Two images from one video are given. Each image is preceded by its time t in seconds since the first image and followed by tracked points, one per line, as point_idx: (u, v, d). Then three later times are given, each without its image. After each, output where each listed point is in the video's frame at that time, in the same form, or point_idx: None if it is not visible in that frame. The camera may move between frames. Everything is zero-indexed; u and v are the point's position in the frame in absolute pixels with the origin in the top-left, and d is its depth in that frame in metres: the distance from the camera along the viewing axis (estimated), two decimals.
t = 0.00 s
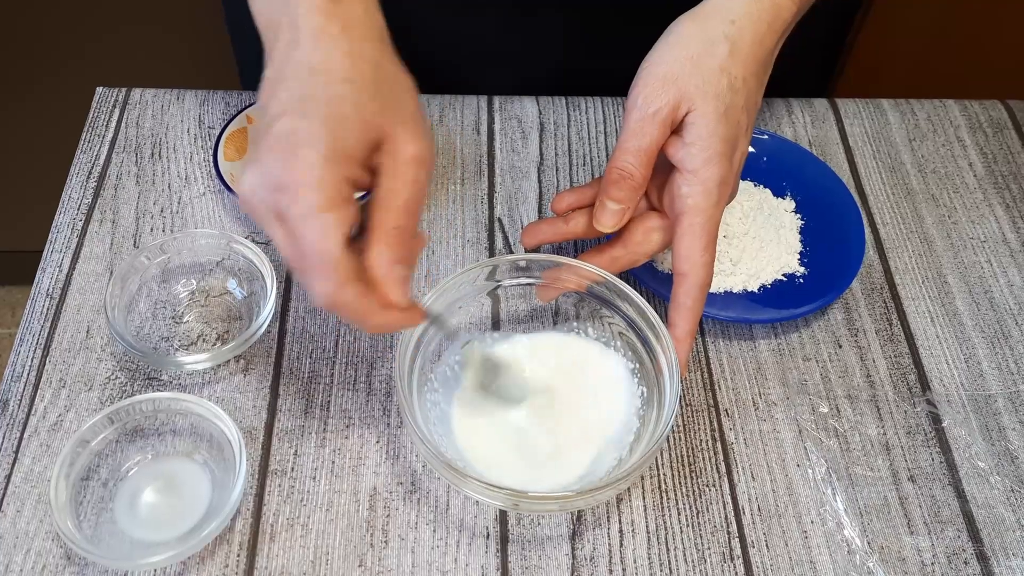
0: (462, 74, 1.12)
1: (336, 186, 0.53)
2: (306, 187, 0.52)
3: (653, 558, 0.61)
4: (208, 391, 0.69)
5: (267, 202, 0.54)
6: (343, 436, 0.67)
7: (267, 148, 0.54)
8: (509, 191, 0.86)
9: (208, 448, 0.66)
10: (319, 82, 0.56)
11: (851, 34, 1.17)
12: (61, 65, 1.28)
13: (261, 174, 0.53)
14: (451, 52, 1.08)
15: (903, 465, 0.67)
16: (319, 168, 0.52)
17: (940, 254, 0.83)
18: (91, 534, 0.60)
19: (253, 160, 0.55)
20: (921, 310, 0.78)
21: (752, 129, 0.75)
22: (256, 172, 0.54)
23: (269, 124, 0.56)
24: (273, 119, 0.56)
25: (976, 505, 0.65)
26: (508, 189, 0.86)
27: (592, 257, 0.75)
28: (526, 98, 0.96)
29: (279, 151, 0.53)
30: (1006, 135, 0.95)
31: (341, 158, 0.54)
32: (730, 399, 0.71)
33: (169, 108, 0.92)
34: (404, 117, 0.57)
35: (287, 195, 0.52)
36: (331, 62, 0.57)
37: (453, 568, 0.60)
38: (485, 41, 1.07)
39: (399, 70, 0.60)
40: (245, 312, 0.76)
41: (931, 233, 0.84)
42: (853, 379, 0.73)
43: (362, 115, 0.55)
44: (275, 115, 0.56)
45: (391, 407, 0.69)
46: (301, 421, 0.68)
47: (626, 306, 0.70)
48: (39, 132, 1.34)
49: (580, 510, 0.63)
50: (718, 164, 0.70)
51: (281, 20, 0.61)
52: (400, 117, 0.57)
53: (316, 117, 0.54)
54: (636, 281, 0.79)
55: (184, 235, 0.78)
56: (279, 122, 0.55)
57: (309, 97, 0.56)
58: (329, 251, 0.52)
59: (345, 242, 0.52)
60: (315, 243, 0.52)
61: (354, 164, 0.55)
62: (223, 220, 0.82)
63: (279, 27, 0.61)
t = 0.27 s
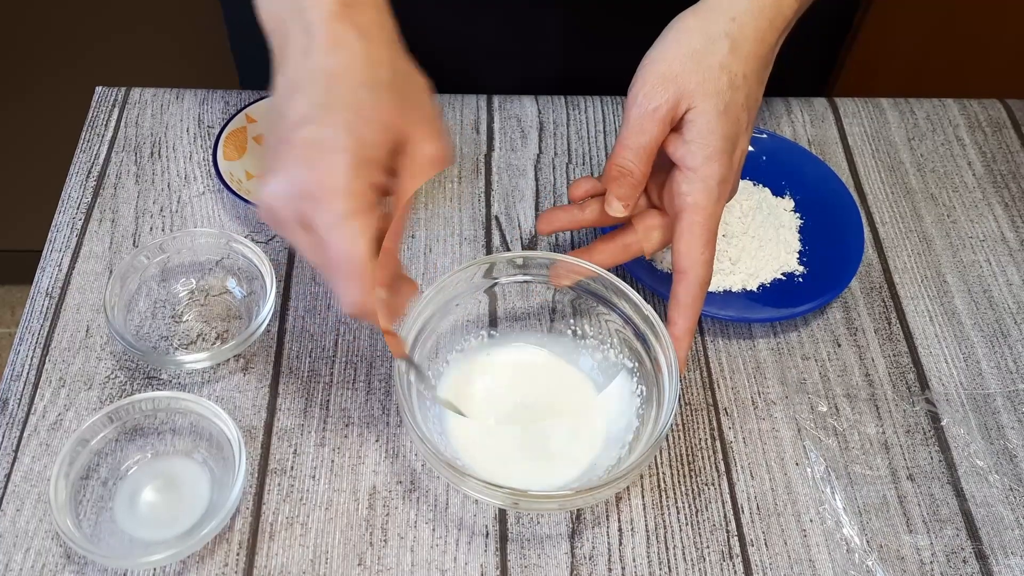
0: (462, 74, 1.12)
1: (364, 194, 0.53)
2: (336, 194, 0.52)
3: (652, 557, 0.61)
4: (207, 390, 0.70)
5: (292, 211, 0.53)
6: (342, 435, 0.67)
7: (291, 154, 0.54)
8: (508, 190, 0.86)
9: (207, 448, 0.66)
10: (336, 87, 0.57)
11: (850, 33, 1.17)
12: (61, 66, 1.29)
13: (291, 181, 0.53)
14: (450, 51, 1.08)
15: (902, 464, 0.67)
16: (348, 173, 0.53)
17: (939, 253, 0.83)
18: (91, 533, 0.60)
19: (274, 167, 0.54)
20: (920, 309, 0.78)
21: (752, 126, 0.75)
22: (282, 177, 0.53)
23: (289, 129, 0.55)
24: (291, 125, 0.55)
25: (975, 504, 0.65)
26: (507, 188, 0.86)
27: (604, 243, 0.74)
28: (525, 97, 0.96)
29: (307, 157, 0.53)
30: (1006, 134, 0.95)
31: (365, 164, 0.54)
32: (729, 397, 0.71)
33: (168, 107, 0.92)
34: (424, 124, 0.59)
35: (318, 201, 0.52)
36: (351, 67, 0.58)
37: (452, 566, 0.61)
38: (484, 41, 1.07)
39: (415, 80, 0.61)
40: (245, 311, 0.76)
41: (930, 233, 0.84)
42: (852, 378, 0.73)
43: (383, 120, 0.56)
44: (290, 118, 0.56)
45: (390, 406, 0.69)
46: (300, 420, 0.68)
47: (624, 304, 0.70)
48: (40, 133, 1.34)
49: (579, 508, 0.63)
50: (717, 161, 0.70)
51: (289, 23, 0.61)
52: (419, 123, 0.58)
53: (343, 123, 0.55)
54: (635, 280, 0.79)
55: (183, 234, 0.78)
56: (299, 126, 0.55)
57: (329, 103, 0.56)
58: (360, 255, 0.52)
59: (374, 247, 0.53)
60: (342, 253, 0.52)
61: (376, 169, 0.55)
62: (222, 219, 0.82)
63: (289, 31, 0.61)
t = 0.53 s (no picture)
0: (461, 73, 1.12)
1: (319, 213, 0.57)
2: (291, 208, 0.56)
3: (650, 553, 0.61)
4: (207, 388, 0.70)
5: (253, 225, 0.57)
6: (342, 434, 0.67)
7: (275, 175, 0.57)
8: (507, 189, 0.86)
9: (207, 446, 0.66)
10: (318, 113, 0.60)
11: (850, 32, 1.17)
12: (62, 66, 1.29)
13: (277, 205, 0.56)
14: (450, 50, 1.08)
15: (901, 462, 0.68)
16: (309, 193, 0.57)
17: (937, 251, 0.83)
18: (91, 532, 0.60)
19: (242, 186, 0.58)
20: (919, 308, 0.78)
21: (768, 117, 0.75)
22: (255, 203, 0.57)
23: (267, 152, 0.59)
24: (265, 146, 0.59)
25: (975, 503, 0.66)
26: (506, 187, 0.87)
27: (604, 243, 0.74)
28: (524, 96, 0.96)
29: (267, 177, 0.57)
30: (1005, 134, 0.95)
31: (323, 181, 0.58)
32: (727, 395, 0.71)
33: (168, 106, 0.92)
34: (392, 144, 0.62)
35: (273, 217, 0.56)
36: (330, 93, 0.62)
37: (451, 563, 0.61)
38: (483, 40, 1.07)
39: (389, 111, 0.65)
40: (244, 310, 0.76)
41: (929, 231, 0.84)
42: (851, 376, 0.73)
43: (350, 136, 0.60)
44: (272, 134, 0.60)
45: (389, 404, 0.70)
46: (299, 418, 0.68)
47: (622, 302, 0.70)
48: (41, 133, 1.34)
49: (577, 505, 0.63)
50: (736, 150, 0.69)
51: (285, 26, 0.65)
52: (383, 141, 0.62)
53: (307, 141, 0.58)
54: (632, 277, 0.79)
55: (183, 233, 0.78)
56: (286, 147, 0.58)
57: (297, 124, 0.60)
58: (301, 271, 0.55)
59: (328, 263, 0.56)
60: (291, 272, 0.55)
61: (335, 186, 0.59)
62: (221, 218, 0.82)
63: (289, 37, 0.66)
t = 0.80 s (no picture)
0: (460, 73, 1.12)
1: (327, 198, 0.50)
2: (298, 199, 0.49)
3: (649, 551, 0.62)
4: (207, 387, 0.70)
5: (255, 215, 0.50)
6: (341, 432, 0.68)
7: (274, 166, 0.51)
8: (506, 189, 0.87)
9: (207, 445, 0.66)
10: (302, 91, 0.56)
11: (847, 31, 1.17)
12: (63, 66, 1.29)
13: (253, 188, 0.50)
14: (449, 51, 1.09)
15: (898, 459, 0.68)
16: (312, 176, 0.51)
17: (934, 249, 0.83)
18: (91, 530, 0.60)
19: (241, 173, 0.51)
20: (915, 306, 0.78)
21: (776, 119, 0.74)
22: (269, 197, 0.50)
23: (251, 137, 0.54)
24: (259, 133, 0.53)
25: (972, 501, 0.66)
26: (505, 186, 0.87)
27: (608, 244, 0.74)
28: (523, 96, 0.96)
29: (270, 167, 0.51)
30: (1002, 132, 0.95)
31: (330, 162, 0.52)
32: (725, 394, 0.71)
33: (167, 107, 0.92)
34: (389, 125, 0.56)
35: (279, 205, 0.50)
36: (302, 77, 0.57)
37: (450, 562, 0.61)
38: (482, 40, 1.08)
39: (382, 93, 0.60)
40: (244, 309, 0.76)
41: (925, 230, 0.85)
42: (848, 373, 0.73)
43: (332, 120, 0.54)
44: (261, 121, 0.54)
45: (389, 403, 0.70)
46: (299, 417, 0.68)
47: (621, 302, 0.71)
48: (41, 132, 1.35)
49: (577, 503, 0.64)
50: (743, 149, 0.69)
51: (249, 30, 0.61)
52: (375, 121, 0.56)
53: (311, 131, 0.53)
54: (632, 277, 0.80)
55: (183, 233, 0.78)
56: (280, 129, 0.53)
57: (297, 108, 0.55)
58: (317, 256, 0.49)
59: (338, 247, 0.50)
60: (302, 259, 0.49)
61: (341, 171, 0.53)
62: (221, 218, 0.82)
63: (248, 44, 0.60)
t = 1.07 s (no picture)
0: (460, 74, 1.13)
1: (374, 200, 0.50)
2: (346, 200, 0.49)
3: (649, 551, 0.62)
4: (208, 387, 0.70)
5: (299, 218, 0.49)
6: (343, 433, 0.68)
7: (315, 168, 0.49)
8: (506, 189, 0.87)
9: (209, 445, 0.67)
10: (328, 82, 0.54)
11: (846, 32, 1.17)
12: (63, 66, 1.29)
13: (311, 194, 0.49)
14: (449, 52, 1.09)
15: (896, 458, 0.68)
16: (359, 179, 0.49)
17: (932, 250, 0.83)
18: (94, 529, 0.61)
19: (277, 176, 0.50)
20: (914, 306, 0.79)
21: (777, 121, 0.75)
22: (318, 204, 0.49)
23: (284, 140, 0.52)
24: (293, 134, 0.51)
25: (969, 498, 0.66)
26: (505, 187, 0.87)
27: (609, 244, 0.74)
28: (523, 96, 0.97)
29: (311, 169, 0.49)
30: (1000, 132, 0.95)
31: (373, 162, 0.51)
32: (724, 394, 0.72)
33: (168, 108, 0.92)
34: (421, 118, 0.54)
35: (324, 210, 0.49)
36: (333, 71, 0.54)
37: (451, 561, 0.61)
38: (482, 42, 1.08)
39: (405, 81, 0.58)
40: (245, 310, 0.77)
41: (924, 230, 0.85)
42: (846, 373, 0.73)
43: (373, 117, 0.52)
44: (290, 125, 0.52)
45: (390, 404, 0.70)
46: (300, 417, 0.68)
47: (622, 302, 0.71)
48: (43, 133, 1.35)
49: (577, 503, 0.64)
50: (744, 152, 0.70)
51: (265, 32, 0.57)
52: (410, 114, 0.54)
53: (345, 128, 0.51)
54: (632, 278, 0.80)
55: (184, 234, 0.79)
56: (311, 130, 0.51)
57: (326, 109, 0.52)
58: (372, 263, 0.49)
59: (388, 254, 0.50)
60: (354, 262, 0.49)
61: (383, 171, 0.51)
62: (222, 219, 0.83)
63: (263, 43, 0.57)
